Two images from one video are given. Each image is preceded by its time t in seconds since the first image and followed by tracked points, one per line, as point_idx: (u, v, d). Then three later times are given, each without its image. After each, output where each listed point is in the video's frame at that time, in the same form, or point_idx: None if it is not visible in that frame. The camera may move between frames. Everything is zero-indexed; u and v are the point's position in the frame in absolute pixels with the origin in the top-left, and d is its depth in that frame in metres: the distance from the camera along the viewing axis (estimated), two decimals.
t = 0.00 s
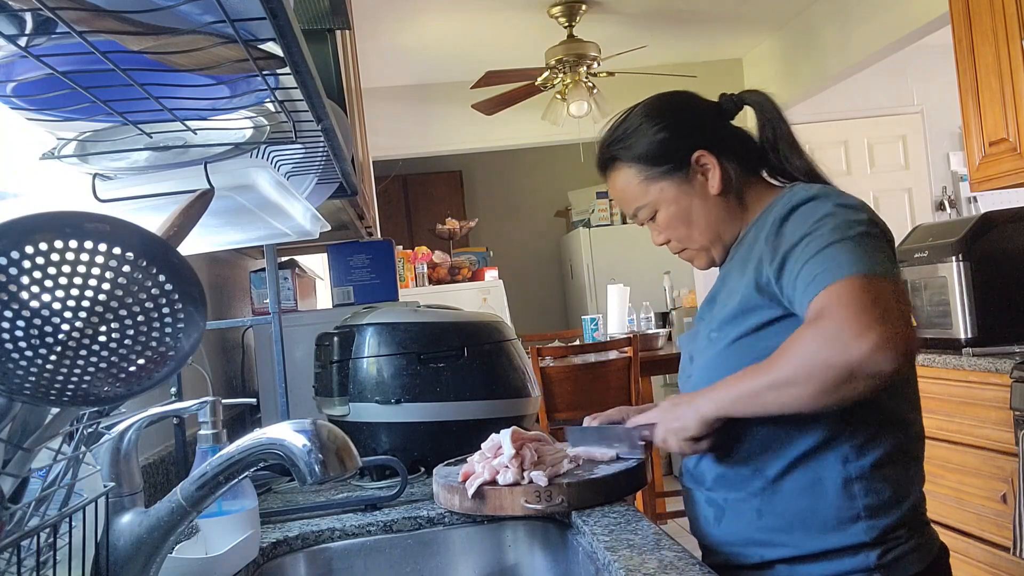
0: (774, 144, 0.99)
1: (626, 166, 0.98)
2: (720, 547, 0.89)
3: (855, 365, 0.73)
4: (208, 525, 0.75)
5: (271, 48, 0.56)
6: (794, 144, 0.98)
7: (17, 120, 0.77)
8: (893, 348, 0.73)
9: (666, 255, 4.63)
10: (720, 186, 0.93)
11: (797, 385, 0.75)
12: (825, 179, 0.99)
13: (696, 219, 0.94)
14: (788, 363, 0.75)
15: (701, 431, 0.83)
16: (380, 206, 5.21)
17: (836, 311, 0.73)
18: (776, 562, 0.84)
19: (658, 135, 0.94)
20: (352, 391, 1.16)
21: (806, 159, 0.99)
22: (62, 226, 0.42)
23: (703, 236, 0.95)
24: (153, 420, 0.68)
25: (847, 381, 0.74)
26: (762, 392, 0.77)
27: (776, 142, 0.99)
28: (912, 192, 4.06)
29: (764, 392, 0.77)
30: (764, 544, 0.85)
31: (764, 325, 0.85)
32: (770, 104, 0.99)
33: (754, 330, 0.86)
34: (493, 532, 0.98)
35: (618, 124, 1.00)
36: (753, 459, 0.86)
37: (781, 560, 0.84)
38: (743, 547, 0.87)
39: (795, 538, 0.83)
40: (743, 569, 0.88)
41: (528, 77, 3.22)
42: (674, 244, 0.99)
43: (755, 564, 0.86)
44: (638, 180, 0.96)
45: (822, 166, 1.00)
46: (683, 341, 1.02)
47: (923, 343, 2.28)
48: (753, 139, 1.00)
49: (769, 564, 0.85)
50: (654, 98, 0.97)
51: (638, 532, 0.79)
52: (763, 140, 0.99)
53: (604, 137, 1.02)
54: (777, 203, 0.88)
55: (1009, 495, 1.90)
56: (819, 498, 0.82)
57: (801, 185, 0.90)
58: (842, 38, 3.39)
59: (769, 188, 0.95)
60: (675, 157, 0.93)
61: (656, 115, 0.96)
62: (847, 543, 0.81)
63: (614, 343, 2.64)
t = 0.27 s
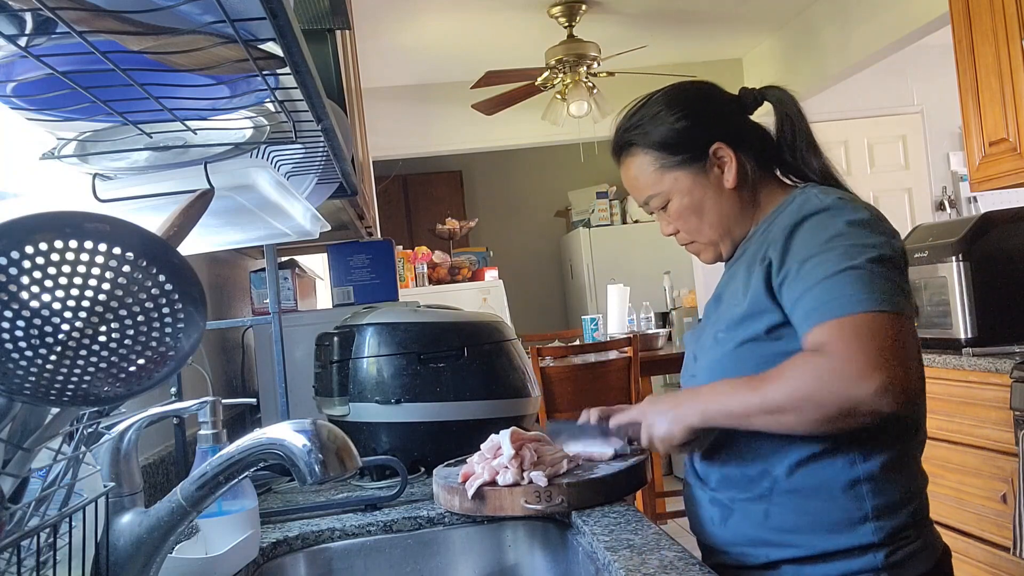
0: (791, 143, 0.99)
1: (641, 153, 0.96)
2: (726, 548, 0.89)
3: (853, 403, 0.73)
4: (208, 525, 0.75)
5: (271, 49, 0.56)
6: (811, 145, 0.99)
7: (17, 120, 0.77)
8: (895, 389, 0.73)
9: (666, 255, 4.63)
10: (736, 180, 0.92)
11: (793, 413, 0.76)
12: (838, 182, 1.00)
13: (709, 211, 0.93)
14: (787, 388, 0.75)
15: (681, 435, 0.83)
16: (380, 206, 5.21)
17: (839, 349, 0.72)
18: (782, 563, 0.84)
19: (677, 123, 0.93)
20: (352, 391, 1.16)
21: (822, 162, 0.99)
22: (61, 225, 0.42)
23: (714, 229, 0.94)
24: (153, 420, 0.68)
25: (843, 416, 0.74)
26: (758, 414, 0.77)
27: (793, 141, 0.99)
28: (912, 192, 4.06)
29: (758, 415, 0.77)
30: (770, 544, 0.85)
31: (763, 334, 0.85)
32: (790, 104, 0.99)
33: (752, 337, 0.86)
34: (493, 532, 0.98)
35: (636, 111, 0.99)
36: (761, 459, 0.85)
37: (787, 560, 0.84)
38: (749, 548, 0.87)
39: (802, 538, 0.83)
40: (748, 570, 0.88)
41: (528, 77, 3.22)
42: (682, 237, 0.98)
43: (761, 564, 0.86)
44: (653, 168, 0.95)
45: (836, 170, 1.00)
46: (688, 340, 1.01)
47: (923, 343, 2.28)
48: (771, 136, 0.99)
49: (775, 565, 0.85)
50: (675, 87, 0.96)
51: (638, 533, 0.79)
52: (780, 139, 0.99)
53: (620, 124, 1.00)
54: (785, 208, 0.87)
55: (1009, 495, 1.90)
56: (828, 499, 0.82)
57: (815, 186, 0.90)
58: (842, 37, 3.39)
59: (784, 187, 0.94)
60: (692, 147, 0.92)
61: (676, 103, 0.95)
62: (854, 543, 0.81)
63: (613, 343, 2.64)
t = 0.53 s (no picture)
0: (801, 141, 0.98)
1: (648, 146, 0.96)
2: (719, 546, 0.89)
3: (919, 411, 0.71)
4: (209, 525, 0.75)
5: (271, 49, 0.56)
6: (822, 144, 0.98)
7: (17, 120, 0.77)
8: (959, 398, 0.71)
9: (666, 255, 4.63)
10: (743, 176, 0.91)
11: (852, 417, 0.73)
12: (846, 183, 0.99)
13: (714, 207, 0.93)
14: (846, 393, 0.71)
15: (708, 409, 0.78)
16: (380, 206, 5.21)
17: (904, 353, 0.69)
18: (776, 561, 0.84)
19: (686, 117, 0.92)
20: (352, 391, 1.16)
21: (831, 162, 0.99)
22: (62, 226, 0.42)
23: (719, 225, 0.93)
24: (153, 420, 0.68)
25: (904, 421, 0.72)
26: (805, 410, 0.74)
27: (803, 140, 0.98)
28: (912, 192, 4.06)
29: (805, 410, 0.74)
30: (764, 543, 0.85)
31: (782, 327, 0.83)
32: (801, 102, 0.99)
33: (772, 329, 0.84)
34: (492, 532, 0.98)
35: (644, 104, 0.98)
36: (756, 457, 0.86)
37: (780, 559, 0.84)
38: (743, 546, 0.86)
39: (796, 537, 0.83)
40: (741, 568, 0.87)
41: (528, 77, 3.22)
42: (685, 232, 0.98)
43: (754, 563, 0.86)
44: (660, 161, 0.94)
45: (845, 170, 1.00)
46: (689, 334, 1.00)
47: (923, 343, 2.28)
48: (780, 133, 0.99)
49: (768, 564, 0.85)
50: (685, 80, 0.96)
51: (638, 532, 0.79)
52: (790, 136, 0.99)
53: (627, 116, 1.00)
54: (792, 207, 0.88)
55: (1009, 495, 1.90)
56: (821, 497, 0.82)
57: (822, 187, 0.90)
58: (842, 37, 3.39)
59: (790, 186, 0.94)
60: (701, 142, 0.92)
61: (685, 98, 0.95)
62: (847, 542, 0.81)
63: (613, 344, 2.64)
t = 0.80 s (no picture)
0: (813, 142, 0.98)
1: (659, 138, 0.95)
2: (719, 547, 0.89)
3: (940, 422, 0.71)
4: (208, 525, 0.75)
5: (271, 48, 0.56)
6: (833, 146, 0.98)
7: (17, 120, 0.77)
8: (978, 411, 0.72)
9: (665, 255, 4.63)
10: (754, 175, 0.91)
11: (872, 425, 0.73)
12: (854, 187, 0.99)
13: (723, 203, 0.92)
14: (868, 401, 0.71)
15: (727, 412, 0.77)
16: (380, 206, 5.21)
17: (927, 365, 0.69)
18: (778, 561, 0.84)
19: (699, 111, 0.92)
20: (352, 391, 1.16)
21: (840, 164, 0.99)
22: (61, 226, 0.42)
23: (726, 222, 0.93)
24: (153, 420, 0.68)
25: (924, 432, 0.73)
26: (826, 418, 0.74)
27: (815, 141, 0.98)
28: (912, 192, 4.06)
29: (826, 419, 0.74)
30: (766, 543, 0.84)
31: (795, 331, 0.83)
32: (814, 102, 0.99)
33: (786, 331, 0.83)
34: (492, 532, 0.98)
35: (656, 95, 0.98)
36: (761, 456, 0.86)
37: (783, 559, 0.84)
38: (744, 546, 0.86)
39: (800, 537, 0.83)
40: (742, 569, 0.87)
41: (528, 77, 3.22)
42: (690, 227, 0.97)
43: (756, 563, 0.85)
44: (671, 154, 0.94)
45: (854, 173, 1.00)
46: (688, 332, 1.00)
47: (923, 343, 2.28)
48: (792, 133, 0.99)
49: (770, 564, 0.84)
50: (699, 73, 0.96)
51: (638, 532, 0.79)
52: (801, 136, 0.98)
53: (638, 107, 1.00)
54: (804, 208, 0.87)
55: (1009, 495, 1.90)
56: (826, 497, 0.82)
57: (832, 190, 0.90)
58: (842, 37, 3.39)
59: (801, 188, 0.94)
60: (713, 137, 0.91)
61: (699, 91, 0.95)
62: (850, 543, 0.81)
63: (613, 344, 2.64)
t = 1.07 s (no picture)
0: (820, 141, 0.98)
1: (664, 135, 0.94)
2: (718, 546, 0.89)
3: (924, 435, 0.71)
4: (208, 525, 0.75)
5: (271, 48, 0.56)
6: (840, 145, 0.98)
7: (17, 120, 0.77)
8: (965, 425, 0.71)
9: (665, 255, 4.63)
10: (761, 174, 0.90)
11: (856, 434, 0.73)
12: (860, 187, 0.99)
13: (729, 202, 0.91)
14: (851, 410, 0.72)
15: (716, 421, 0.80)
16: (380, 206, 5.21)
17: (910, 376, 0.69)
18: (777, 561, 0.84)
19: (707, 108, 0.91)
20: (352, 391, 1.16)
21: (845, 164, 0.99)
22: (61, 226, 0.42)
23: (732, 221, 0.92)
24: (153, 420, 0.68)
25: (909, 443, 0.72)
26: (810, 425, 0.74)
27: (821, 140, 0.98)
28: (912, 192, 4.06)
29: (810, 425, 0.75)
30: (765, 542, 0.84)
31: (797, 333, 0.83)
32: (821, 101, 0.98)
33: (789, 333, 0.83)
34: (492, 532, 0.98)
35: (662, 90, 0.96)
36: (760, 455, 0.86)
37: (782, 558, 0.84)
38: (744, 545, 0.86)
39: (799, 536, 0.83)
40: (741, 568, 0.87)
41: (528, 77, 3.22)
42: (694, 225, 0.96)
43: (755, 562, 0.85)
44: (677, 152, 0.92)
45: (860, 173, 1.00)
46: (688, 332, 1.00)
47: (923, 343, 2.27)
48: (798, 132, 0.98)
49: (769, 563, 0.84)
50: (706, 69, 0.94)
51: (638, 532, 0.79)
52: (808, 135, 0.98)
53: (643, 103, 0.98)
54: (810, 209, 0.87)
55: (1009, 495, 1.90)
56: (826, 497, 0.82)
57: (839, 190, 0.89)
58: (842, 37, 3.39)
59: (805, 187, 0.94)
60: (721, 134, 0.90)
61: (706, 88, 0.93)
62: (849, 543, 0.81)
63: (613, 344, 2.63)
